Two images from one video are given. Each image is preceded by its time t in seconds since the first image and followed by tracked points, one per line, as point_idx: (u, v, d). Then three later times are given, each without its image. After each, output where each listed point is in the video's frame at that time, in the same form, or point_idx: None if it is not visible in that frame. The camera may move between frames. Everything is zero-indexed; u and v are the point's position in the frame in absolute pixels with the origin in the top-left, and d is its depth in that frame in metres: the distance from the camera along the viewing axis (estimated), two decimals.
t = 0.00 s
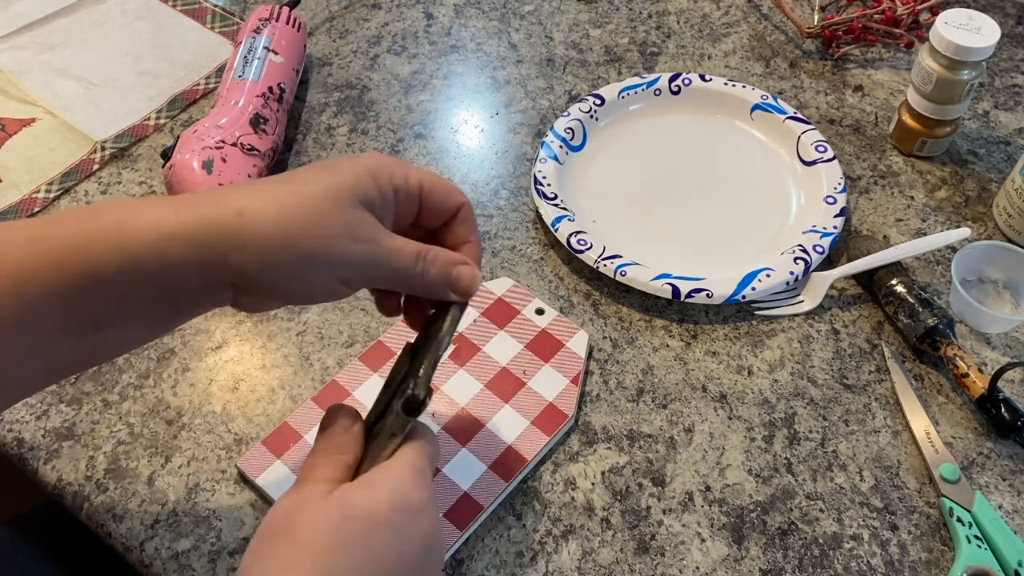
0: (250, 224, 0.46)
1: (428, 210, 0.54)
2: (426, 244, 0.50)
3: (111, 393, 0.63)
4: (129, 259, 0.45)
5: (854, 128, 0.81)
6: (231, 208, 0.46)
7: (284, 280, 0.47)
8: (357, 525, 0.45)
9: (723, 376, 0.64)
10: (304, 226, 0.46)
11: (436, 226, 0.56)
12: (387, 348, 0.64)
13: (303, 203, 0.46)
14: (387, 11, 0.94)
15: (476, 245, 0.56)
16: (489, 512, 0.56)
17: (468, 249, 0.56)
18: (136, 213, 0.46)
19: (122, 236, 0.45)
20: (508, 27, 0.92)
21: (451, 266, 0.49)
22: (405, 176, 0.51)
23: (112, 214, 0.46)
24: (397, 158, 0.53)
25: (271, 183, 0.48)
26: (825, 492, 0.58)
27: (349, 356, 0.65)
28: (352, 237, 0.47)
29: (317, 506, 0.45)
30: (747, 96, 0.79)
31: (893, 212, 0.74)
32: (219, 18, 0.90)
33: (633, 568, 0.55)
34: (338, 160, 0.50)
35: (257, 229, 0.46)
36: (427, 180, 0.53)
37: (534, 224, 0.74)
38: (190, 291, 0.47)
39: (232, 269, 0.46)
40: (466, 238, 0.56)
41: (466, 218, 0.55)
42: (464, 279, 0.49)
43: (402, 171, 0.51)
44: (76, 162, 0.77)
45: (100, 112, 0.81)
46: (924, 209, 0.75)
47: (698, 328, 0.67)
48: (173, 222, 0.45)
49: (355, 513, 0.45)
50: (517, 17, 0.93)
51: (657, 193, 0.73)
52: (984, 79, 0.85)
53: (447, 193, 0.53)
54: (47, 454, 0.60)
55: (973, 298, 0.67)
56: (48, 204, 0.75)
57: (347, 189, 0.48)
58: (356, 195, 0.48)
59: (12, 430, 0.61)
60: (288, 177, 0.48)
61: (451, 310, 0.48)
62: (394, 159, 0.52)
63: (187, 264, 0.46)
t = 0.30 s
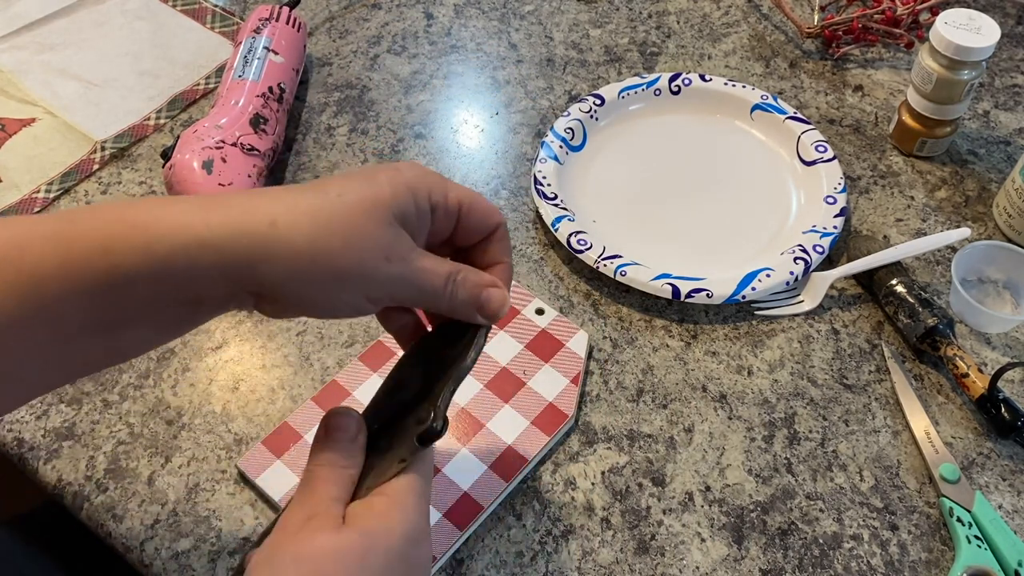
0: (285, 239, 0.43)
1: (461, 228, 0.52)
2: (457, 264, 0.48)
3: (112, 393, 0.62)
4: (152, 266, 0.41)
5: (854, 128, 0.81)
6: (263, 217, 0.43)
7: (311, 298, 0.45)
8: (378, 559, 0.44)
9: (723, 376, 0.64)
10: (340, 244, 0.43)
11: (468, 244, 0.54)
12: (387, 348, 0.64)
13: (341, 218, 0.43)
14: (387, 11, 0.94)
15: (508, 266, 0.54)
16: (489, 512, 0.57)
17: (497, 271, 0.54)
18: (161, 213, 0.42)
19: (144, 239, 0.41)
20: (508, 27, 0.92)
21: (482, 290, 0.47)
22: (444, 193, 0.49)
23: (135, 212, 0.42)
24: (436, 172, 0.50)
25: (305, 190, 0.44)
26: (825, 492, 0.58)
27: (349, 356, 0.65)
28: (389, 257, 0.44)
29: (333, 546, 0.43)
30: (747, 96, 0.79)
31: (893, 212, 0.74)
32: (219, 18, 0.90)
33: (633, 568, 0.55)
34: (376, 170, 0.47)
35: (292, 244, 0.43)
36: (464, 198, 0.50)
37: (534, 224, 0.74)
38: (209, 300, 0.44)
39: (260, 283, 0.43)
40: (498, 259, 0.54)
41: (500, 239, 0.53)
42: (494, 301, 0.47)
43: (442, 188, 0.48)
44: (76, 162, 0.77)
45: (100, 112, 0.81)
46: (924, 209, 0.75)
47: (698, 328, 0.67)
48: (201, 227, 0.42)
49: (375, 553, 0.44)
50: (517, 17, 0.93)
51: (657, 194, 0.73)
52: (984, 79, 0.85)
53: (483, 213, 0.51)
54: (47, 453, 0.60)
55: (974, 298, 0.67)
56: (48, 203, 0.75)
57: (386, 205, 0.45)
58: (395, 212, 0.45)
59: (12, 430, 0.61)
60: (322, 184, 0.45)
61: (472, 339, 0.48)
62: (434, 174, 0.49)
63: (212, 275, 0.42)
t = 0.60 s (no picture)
0: (272, 278, 0.42)
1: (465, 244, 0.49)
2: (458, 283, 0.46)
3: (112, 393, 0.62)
4: (143, 303, 0.42)
5: (854, 128, 0.81)
6: (253, 258, 0.42)
7: (304, 331, 0.44)
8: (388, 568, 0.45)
9: (723, 376, 0.64)
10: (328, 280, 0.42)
11: (474, 256, 0.51)
12: (387, 348, 0.64)
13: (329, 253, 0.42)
14: (386, 11, 0.94)
15: (517, 279, 0.52)
16: (489, 512, 0.57)
17: (505, 285, 0.52)
18: (154, 248, 0.42)
19: (135, 277, 0.41)
20: (508, 27, 0.92)
21: (484, 312, 0.46)
22: (444, 211, 0.46)
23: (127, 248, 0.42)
24: (435, 186, 0.47)
25: (294, 222, 0.43)
26: (825, 492, 0.58)
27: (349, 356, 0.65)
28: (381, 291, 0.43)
29: (346, 562, 0.44)
30: (747, 96, 0.79)
31: (893, 212, 0.74)
32: (219, 18, 0.90)
33: (633, 568, 0.55)
34: (369, 192, 0.45)
35: (279, 282, 0.42)
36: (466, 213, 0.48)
37: (534, 224, 0.74)
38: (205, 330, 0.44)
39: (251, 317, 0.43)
40: (505, 272, 0.52)
41: (507, 251, 0.51)
42: (498, 322, 0.46)
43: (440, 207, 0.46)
44: (76, 162, 0.77)
45: (100, 112, 0.81)
46: (924, 208, 0.75)
47: (698, 328, 0.67)
48: (190, 265, 0.42)
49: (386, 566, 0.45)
50: (517, 17, 0.93)
51: (657, 194, 0.73)
52: (983, 79, 0.85)
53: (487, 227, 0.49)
54: (47, 453, 0.60)
55: (974, 298, 0.67)
56: (48, 203, 0.75)
57: (378, 234, 0.43)
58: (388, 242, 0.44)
59: (12, 430, 0.61)
60: (312, 214, 0.44)
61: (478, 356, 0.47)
62: (433, 190, 0.47)
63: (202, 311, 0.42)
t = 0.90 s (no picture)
0: (250, 296, 0.42)
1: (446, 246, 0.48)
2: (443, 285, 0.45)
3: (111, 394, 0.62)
4: (129, 325, 0.43)
5: (854, 128, 0.81)
6: (230, 281, 0.42)
7: (288, 346, 0.44)
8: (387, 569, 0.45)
9: (723, 376, 0.64)
10: (306, 294, 0.42)
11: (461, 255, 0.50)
12: (387, 348, 0.64)
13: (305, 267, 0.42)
14: (386, 11, 0.94)
15: (508, 275, 0.50)
16: (489, 512, 0.57)
17: (495, 282, 0.50)
18: (135, 270, 0.43)
19: (118, 301, 0.42)
20: (508, 27, 0.92)
21: (471, 313, 0.44)
22: (420, 214, 0.45)
23: (110, 270, 0.43)
24: (412, 189, 0.46)
25: (270, 238, 0.43)
26: (825, 492, 0.58)
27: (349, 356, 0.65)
28: (361, 301, 0.43)
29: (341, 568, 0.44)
30: (747, 96, 0.79)
31: (893, 212, 0.74)
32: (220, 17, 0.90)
33: (633, 568, 0.55)
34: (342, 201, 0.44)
35: (258, 299, 0.42)
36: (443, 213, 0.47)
37: (534, 224, 0.74)
38: (193, 347, 0.45)
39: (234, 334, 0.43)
40: (494, 270, 0.50)
41: (493, 248, 0.49)
42: (487, 322, 0.45)
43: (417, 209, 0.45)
44: (76, 162, 0.77)
45: (100, 112, 0.81)
46: (924, 208, 0.75)
47: (698, 328, 0.67)
48: (171, 291, 0.42)
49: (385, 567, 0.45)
50: (517, 17, 0.93)
51: (657, 194, 0.73)
52: (984, 79, 0.85)
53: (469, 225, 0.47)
54: (47, 453, 0.60)
55: (974, 298, 0.67)
56: (48, 203, 0.75)
57: (353, 244, 0.43)
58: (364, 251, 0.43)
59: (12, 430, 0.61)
60: (288, 229, 0.43)
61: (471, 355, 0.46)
62: (407, 193, 0.45)
63: (187, 330, 0.43)
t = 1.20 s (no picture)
0: (249, 278, 0.42)
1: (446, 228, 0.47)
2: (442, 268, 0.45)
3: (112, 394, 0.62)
4: (129, 306, 0.43)
5: (854, 128, 0.81)
6: (229, 263, 0.42)
7: (287, 327, 0.44)
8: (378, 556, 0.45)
9: (723, 376, 0.64)
10: (305, 277, 0.42)
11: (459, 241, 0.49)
12: (387, 348, 0.64)
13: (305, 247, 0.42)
14: (386, 11, 0.94)
15: (507, 260, 0.49)
16: (489, 512, 0.57)
17: (495, 267, 0.49)
18: (136, 251, 0.43)
19: (118, 284, 0.43)
20: (508, 27, 0.92)
21: (471, 297, 0.44)
22: (419, 197, 0.45)
23: (112, 252, 0.43)
24: (411, 172, 0.46)
25: (270, 220, 0.43)
26: (825, 492, 0.58)
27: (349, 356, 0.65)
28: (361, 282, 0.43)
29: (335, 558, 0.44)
30: (747, 96, 0.79)
31: (893, 212, 0.74)
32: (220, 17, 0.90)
33: (633, 568, 0.55)
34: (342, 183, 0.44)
35: (258, 280, 0.42)
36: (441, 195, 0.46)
37: (534, 224, 0.74)
38: (193, 330, 0.45)
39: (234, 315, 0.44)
40: (493, 255, 0.49)
41: (492, 234, 0.49)
42: (486, 306, 0.44)
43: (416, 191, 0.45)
44: (76, 162, 0.77)
45: (100, 112, 0.81)
46: (924, 209, 0.75)
47: (698, 328, 0.67)
48: (172, 273, 0.43)
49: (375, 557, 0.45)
50: (517, 17, 0.93)
51: (657, 193, 0.73)
52: (984, 79, 0.85)
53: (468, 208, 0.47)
54: (47, 453, 0.60)
55: (974, 298, 0.67)
56: (48, 203, 0.75)
57: (354, 225, 0.43)
58: (364, 231, 0.43)
59: (12, 430, 0.61)
60: (287, 211, 0.43)
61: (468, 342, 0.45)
62: (407, 175, 0.45)
63: (187, 310, 0.43)
